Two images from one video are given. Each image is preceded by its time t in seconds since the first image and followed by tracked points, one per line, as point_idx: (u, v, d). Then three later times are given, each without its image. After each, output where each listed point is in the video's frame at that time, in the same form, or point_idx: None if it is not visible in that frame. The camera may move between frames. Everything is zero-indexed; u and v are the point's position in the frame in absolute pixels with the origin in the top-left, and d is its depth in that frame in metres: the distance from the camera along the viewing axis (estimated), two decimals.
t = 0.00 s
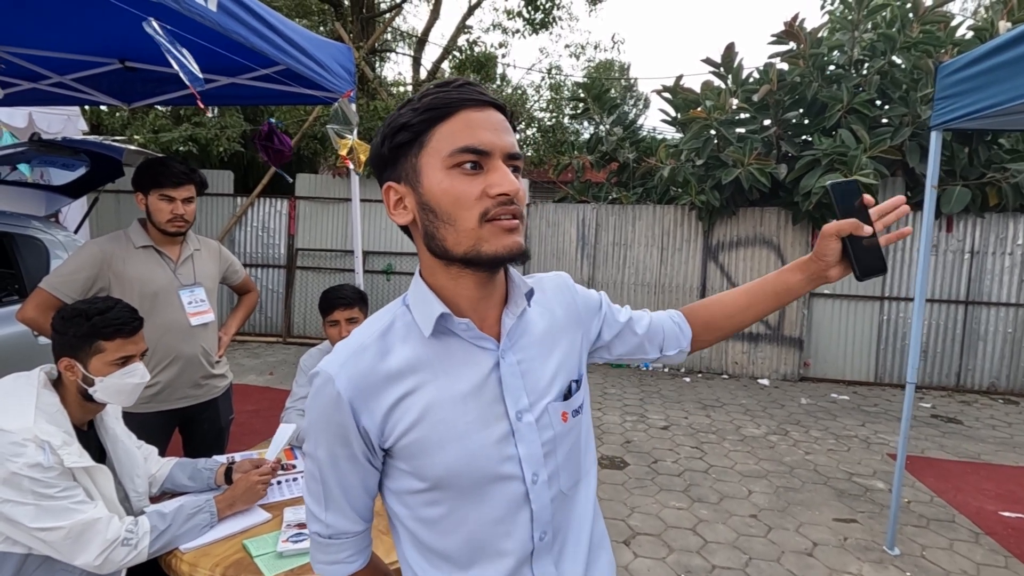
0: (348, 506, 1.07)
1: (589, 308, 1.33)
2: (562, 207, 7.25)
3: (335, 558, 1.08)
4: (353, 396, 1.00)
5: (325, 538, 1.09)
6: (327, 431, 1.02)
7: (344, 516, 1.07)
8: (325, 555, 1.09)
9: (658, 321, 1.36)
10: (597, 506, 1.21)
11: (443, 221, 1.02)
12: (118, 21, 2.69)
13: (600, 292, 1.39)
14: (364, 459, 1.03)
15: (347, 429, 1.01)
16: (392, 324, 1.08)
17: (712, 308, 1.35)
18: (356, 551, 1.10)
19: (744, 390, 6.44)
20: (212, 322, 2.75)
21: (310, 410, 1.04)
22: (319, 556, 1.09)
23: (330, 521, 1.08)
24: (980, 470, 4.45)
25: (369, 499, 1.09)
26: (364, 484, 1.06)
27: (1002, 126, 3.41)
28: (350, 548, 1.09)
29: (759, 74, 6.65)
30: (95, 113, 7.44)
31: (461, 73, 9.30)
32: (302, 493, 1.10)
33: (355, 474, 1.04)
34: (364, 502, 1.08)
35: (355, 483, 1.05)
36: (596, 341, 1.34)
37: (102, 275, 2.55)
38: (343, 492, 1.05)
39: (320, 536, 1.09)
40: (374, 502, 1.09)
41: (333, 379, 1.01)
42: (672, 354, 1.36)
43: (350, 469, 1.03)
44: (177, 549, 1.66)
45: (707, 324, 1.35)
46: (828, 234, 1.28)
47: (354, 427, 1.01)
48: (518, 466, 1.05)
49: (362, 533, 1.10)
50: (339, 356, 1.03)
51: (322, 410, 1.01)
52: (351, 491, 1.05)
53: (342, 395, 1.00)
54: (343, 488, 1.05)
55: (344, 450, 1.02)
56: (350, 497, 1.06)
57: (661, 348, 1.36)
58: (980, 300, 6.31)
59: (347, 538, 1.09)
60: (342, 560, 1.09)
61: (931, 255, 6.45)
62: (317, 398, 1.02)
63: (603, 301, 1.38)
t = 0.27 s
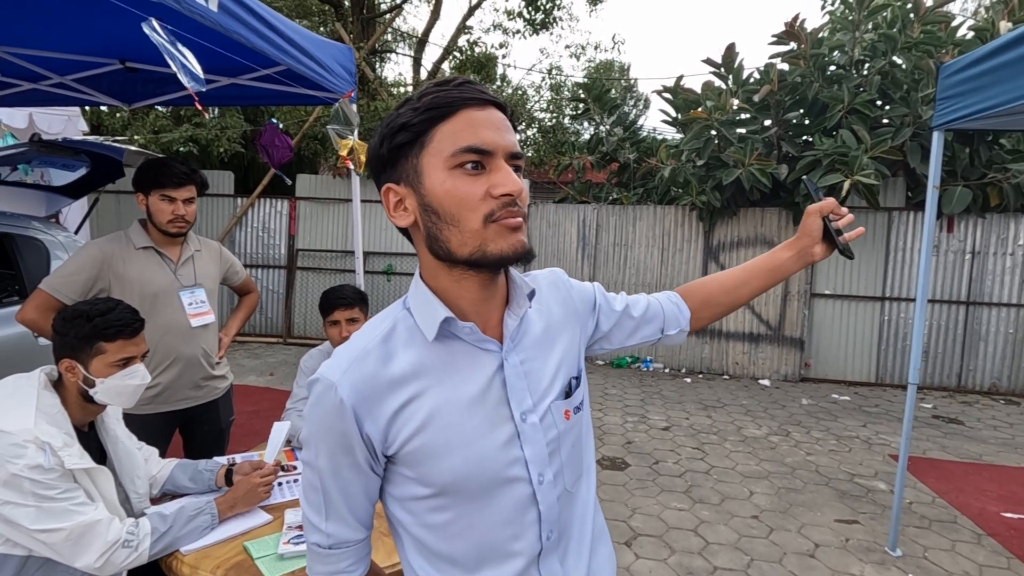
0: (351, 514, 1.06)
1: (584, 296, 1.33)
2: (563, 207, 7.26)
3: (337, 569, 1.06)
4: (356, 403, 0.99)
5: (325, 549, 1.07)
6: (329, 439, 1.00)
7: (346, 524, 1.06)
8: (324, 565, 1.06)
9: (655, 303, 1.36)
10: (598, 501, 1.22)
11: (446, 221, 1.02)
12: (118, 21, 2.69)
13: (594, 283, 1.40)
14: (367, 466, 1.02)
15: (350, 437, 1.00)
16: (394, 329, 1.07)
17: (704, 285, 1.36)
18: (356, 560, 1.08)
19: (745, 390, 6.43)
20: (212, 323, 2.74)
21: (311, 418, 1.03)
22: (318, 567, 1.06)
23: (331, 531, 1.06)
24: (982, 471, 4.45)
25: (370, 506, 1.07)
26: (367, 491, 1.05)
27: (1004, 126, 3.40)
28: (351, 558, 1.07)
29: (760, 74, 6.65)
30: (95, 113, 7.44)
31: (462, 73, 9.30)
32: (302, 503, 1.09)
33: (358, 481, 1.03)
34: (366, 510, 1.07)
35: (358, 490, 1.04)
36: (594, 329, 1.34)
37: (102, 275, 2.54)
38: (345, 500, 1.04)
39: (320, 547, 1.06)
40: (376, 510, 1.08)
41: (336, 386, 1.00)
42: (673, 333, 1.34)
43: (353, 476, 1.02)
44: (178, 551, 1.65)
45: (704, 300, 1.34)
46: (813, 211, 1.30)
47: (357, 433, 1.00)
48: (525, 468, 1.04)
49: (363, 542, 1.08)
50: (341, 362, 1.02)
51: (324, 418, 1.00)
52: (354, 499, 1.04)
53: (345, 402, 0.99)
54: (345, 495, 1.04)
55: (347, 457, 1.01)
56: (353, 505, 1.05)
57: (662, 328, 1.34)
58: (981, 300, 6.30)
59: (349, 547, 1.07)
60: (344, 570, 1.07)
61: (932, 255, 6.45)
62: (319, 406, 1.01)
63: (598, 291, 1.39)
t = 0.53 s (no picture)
0: (354, 515, 1.05)
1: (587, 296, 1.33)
2: (563, 207, 7.27)
3: (340, 570, 1.06)
4: (360, 404, 0.99)
5: (328, 550, 1.07)
6: (333, 441, 1.00)
7: (349, 526, 1.06)
8: (327, 567, 1.07)
9: (658, 307, 1.35)
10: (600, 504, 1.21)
11: (453, 223, 1.01)
12: (120, 22, 2.69)
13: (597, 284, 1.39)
14: (371, 467, 1.02)
15: (354, 439, 0.99)
16: (398, 330, 1.06)
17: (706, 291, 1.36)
18: (359, 561, 1.08)
19: (746, 391, 6.43)
20: (214, 324, 2.74)
21: (316, 419, 1.02)
22: (322, 568, 1.06)
23: (334, 532, 1.06)
24: (984, 472, 4.44)
25: (373, 508, 1.07)
26: (370, 493, 1.04)
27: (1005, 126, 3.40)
28: (354, 559, 1.07)
29: (760, 75, 6.64)
30: (96, 114, 7.45)
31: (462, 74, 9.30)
32: (304, 504, 1.08)
33: (362, 483, 1.03)
34: (370, 511, 1.07)
35: (361, 492, 1.03)
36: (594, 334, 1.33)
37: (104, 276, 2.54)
38: (349, 502, 1.04)
39: (323, 548, 1.06)
40: (379, 511, 1.08)
41: (340, 387, 0.99)
42: (675, 339, 1.34)
43: (357, 478, 1.02)
44: (179, 552, 1.65)
45: (707, 307, 1.35)
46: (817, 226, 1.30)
47: (361, 435, 0.99)
48: (528, 470, 1.04)
49: (366, 543, 1.08)
50: (345, 363, 1.02)
51: (328, 420, 1.00)
52: (357, 500, 1.04)
53: (349, 403, 0.98)
54: (348, 496, 1.03)
55: (351, 459, 1.01)
56: (357, 507, 1.05)
57: (665, 333, 1.33)
58: (982, 301, 6.29)
59: (351, 548, 1.07)
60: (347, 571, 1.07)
61: (933, 256, 6.44)
62: (323, 408, 1.01)
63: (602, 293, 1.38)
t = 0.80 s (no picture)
0: (354, 514, 1.05)
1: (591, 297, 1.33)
2: (564, 208, 7.26)
3: (340, 566, 1.07)
4: (359, 403, 0.99)
5: (329, 547, 1.07)
6: (333, 440, 1.00)
7: (350, 523, 1.06)
8: (329, 563, 1.07)
9: (666, 306, 1.33)
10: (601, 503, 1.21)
11: (449, 222, 1.01)
12: (120, 23, 2.69)
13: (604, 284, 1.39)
14: (371, 466, 1.02)
15: (353, 438, 0.99)
16: (397, 330, 1.06)
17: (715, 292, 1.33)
18: (360, 559, 1.09)
19: (746, 391, 6.43)
20: (214, 324, 2.73)
21: (316, 418, 1.02)
22: (323, 564, 1.07)
23: (335, 530, 1.06)
24: (985, 472, 4.44)
25: (374, 506, 1.07)
26: (370, 492, 1.05)
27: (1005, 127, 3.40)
28: (355, 556, 1.08)
29: (761, 75, 6.64)
30: (96, 114, 7.45)
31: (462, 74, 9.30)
32: (306, 501, 1.09)
33: (362, 481, 1.03)
34: (370, 509, 1.07)
35: (361, 491, 1.04)
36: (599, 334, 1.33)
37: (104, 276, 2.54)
38: (349, 500, 1.04)
39: (324, 545, 1.07)
40: (379, 509, 1.08)
41: (339, 387, 0.99)
42: (685, 338, 1.31)
43: (357, 476, 1.02)
44: (180, 553, 1.65)
45: (717, 307, 1.31)
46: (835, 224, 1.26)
47: (360, 434, 0.99)
48: (527, 470, 1.03)
49: (367, 541, 1.09)
50: (344, 362, 1.02)
51: (328, 419, 1.00)
52: (357, 499, 1.04)
53: (348, 403, 0.98)
54: (349, 495, 1.04)
55: (351, 458, 1.01)
56: (357, 506, 1.05)
57: (673, 332, 1.31)
58: (983, 301, 6.29)
59: (352, 545, 1.07)
60: (347, 568, 1.08)
61: (934, 256, 6.44)
62: (323, 406, 1.01)
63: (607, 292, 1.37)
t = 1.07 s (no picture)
0: (355, 512, 1.05)
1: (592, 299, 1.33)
2: (564, 208, 7.26)
3: (340, 565, 1.07)
4: (361, 401, 0.99)
5: (330, 545, 1.07)
6: (335, 437, 1.00)
7: (351, 521, 1.06)
8: (329, 562, 1.07)
9: (670, 311, 1.32)
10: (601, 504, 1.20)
11: (453, 220, 1.01)
12: (121, 24, 2.69)
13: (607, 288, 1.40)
14: (372, 464, 1.02)
15: (354, 435, 0.99)
16: (399, 329, 1.06)
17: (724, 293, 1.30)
18: (361, 557, 1.09)
19: (747, 391, 6.43)
20: (215, 325, 2.73)
21: (317, 416, 1.02)
22: (324, 563, 1.06)
23: (335, 528, 1.06)
24: (985, 472, 4.43)
25: (374, 505, 1.07)
26: (372, 490, 1.04)
27: (1006, 127, 3.40)
28: (356, 555, 1.08)
29: (761, 75, 6.64)
30: (96, 115, 7.46)
31: (462, 74, 9.30)
32: (307, 499, 1.09)
33: (363, 480, 1.03)
34: (371, 507, 1.07)
35: (362, 489, 1.03)
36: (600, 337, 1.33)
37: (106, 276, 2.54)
38: (350, 497, 1.04)
39: (325, 543, 1.07)
40: (380, 508, 1.08)
41: (341, 384, 0.99)
42: (689, 344, 1.31)
43: (358, 475, 1.02)
44: (180, 554, 1.64)
45: (725, 310, 1.29)
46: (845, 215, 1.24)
47: (361, 432, 0.99)
48: (527, 469, 1.03)
49: (367, 539, 1.09)
50: (346, 360, 1.02)
51: (329, 416, 1.00)
52: (359, 497, 1.04)
53: (350, 400, 0.98)
54: (350, 493, 1.03)
55: (352, 456, 1.01)
56: (358, 504, 1.05)
57: (677, 338, 1.31)
58: (983, 301, 6.29)
59: (353, 544, 1.07)
60: (348, 566, 1.07)
61: (934, 256, 6.43)
62: (325, 404, 1.01)
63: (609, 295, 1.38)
